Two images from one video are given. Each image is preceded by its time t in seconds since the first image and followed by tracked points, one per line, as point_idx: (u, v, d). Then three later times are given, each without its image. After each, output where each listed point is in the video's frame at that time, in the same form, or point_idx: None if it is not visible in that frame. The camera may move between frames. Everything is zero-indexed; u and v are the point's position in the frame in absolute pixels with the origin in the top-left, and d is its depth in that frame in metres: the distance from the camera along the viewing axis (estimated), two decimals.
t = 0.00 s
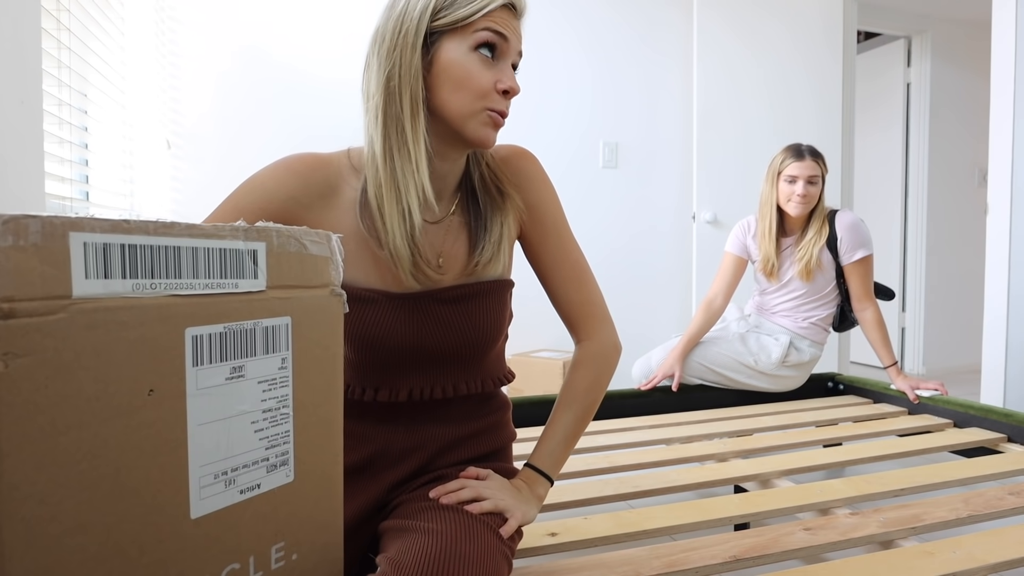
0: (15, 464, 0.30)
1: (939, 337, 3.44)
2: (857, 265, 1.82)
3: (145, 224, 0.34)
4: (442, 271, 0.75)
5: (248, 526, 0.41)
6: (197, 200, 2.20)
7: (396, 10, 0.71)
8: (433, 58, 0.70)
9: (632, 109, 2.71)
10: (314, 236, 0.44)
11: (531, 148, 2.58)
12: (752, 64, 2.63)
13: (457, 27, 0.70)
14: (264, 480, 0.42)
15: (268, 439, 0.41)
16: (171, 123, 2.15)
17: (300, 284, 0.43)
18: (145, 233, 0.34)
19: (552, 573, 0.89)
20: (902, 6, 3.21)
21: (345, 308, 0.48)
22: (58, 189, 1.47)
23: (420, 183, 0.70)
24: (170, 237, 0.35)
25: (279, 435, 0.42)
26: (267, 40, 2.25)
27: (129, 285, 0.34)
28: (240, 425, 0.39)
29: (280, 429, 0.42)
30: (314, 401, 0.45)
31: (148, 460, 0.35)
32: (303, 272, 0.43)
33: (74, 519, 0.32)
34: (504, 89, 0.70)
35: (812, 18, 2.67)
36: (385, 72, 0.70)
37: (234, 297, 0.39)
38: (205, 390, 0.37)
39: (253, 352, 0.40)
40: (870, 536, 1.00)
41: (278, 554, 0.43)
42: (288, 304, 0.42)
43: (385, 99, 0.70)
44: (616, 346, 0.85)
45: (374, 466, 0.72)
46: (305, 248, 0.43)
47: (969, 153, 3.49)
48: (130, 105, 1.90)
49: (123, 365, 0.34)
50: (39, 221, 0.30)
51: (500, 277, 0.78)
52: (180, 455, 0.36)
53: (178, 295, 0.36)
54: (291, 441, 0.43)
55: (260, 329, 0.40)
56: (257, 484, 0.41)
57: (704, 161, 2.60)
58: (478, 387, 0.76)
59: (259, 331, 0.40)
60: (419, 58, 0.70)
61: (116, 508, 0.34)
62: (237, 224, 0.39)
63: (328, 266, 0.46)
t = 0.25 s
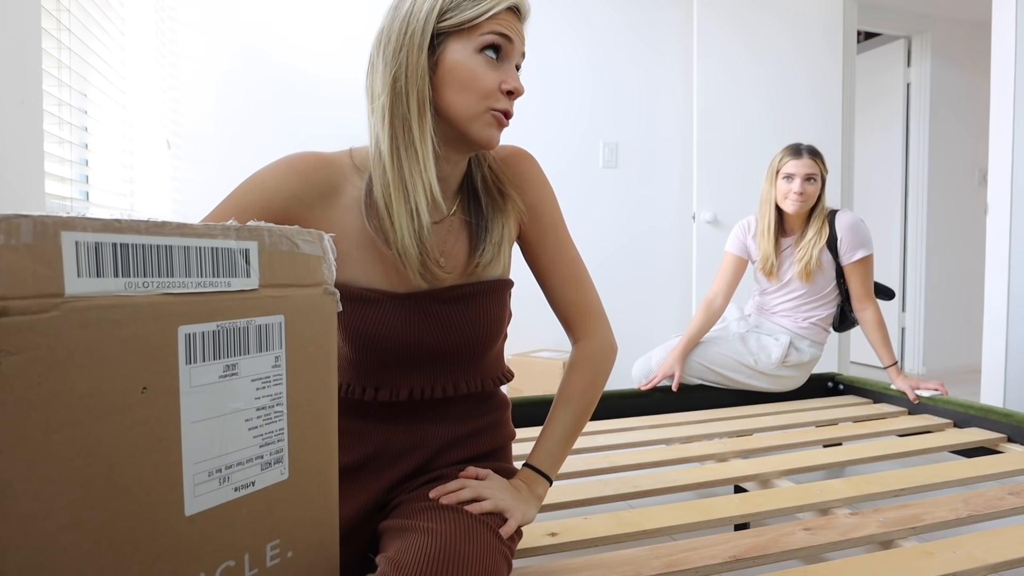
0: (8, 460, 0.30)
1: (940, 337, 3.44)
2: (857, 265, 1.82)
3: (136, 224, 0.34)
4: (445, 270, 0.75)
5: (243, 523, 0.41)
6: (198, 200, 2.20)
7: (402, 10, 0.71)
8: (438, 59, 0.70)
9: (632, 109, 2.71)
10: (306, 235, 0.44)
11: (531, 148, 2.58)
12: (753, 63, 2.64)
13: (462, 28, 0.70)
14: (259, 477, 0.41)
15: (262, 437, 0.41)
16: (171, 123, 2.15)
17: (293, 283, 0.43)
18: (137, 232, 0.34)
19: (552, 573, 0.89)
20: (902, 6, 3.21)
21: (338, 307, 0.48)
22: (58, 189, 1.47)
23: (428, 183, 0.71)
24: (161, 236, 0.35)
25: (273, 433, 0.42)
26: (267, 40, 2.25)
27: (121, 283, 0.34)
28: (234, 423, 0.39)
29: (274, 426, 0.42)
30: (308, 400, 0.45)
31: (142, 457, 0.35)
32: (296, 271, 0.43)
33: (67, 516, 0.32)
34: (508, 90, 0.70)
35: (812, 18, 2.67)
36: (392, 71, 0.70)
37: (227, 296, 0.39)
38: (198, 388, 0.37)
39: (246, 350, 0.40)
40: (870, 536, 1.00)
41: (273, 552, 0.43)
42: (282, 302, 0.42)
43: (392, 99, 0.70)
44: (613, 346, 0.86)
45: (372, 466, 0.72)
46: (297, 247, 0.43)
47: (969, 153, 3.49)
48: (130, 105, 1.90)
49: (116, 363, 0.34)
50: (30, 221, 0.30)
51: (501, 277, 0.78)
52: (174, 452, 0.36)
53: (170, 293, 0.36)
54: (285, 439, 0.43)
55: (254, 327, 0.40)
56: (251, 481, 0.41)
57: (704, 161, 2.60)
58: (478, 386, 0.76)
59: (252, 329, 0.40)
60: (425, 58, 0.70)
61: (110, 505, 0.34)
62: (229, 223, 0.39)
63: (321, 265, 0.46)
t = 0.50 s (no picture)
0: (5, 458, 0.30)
1: (940, 337, 3.44)
2: (858, 265, 1.82)
3: (129, 223, 0.34)
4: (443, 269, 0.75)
5: (238, 521, 0.41)
6: (198, 200, 2.21)
7: (401, 10, 0.71)
8: (437, 59, 0.70)
9: (632, 109, 2.71)
10: (300, 235, 0.44)
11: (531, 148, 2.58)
12: (752, 63, 2.64)
13: (461, 29, 0.70)
14: (254, 475, 0.42)
15: (257, 435, 0.42)
16: (171, 123, 2.15)
17: (287, 282, 0.43)
18: (129, 232, 0.34)
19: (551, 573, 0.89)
20: (902, 6, 3.21)
21: (332, 306, 0.48)
22: (58, 189, 1.47)
23: (427, 184, 0.71)
24: (153, 235, 0.35)
25: (267, 431, 0.42)
26: (267, 40, 2.26)
27: (114, 282, 0.34)
28: (228, 421, 0.39)
29: (269, 424, 0.42)
30: (303, 398, 0.45)
31: (137, 456, 0.35)
32: (289, 270, 0.44)
33: (62, 514, 0.33)
34: (507, 90, 0.71)
35: (812, 18, 2.67)
36: (391, 71, 0.70)
37: (220, 294, 0.39)
38: (192, 386, 0.37)
39: (240, 349, 0.40)
40: (869, 536, 1.00)
41: (270, 550, 0.44)
42: (275, 301, 0.42)
43: (391, 99, 0.70)
44: (612, 345, 0.86)
45: (371, 466, 0.72)
46: (291, 246, 0.43)
47: (969, 153, 3.48)
48: (130, 105, 1.91)
49: (110, 361, 0.34)
50: (23, 221, 0.30)
51: (499, 276, 0.78)
52: (168, 450, 0.36)
53: (163, 292, 0.36)
54: (280, 437, 0.43)
55: (247, 326, 0.40)
56: (246, 479, 0.41)
57: (704, 162, 2.60)
58: (477, 385, 0.76)
59: (246, 327, 0.40)
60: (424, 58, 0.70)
61: (105, 503, 0.34)
62: (221, 223, 0.39)
63: (314, 264, 0.46)
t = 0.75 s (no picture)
0: (11, 459, 0.30)
1: (940, 337, 3.44)
2: (858, 265, 1.82)
3: (137, 224, 0.34)
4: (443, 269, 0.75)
5: (244, 523, 0.41)
6: (198, 200, 2.20)
7: (410, 9, 0.70)
8: (447, 62, 0.70)
9: (632, 109, 2.71)
10: (307, 235, 0.44)
11: (531, 148, 2.58)
12: (753, 63, 2.64)
13: (473, 34, 0.70)
14: (260, 477, 0.41)
15: (263, 437, 0.41)
16: (171, 123, 2.15)
17: (294, 283, 0.43)
18: (138, 233, 0.34)
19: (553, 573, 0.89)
20: (902, 6, 3.22)
21: (339, 308, 0.48)
22: (58, 189, 1.47)
23: (435, 185, 0.70)
24: (162, 236, 0.35)
25: (274, 433, 0.42)
26: (267, 40, 2.25)
27: (124, 283, 0.34)
28: (235, 423, 0.39)
29: (275, 426, 0.42)
30: (309, 400, 0.45)
31: (143, 458, 0.35)
32: (296, 271, 0.43)
33: (68, 516, 0.32)
34: (510, 98, 0.72)
35: (813, 18, 2.67)
36: (400, 71, 0.69)
37: (228, 295, 0.38)
38: (199, 387, 0.37)
39: (247, 350, 0.40)
40: (870, 536, 1.00)
41: (275, 552, 0.43)
42: (283, 302, 0.42)
43: (399, 99, 0.69)
44: (607, 343, 0.86)
45: (372, 466, 0.72)
46: (298, 247, 0.43)
47: (969, 152, 3.49)
48: (130, 105, 1.90)
49: (118, 362, 0.34)
50: (31, 221, 0.30)
51: (497, 274, 0.78)
52: (175, 452, 0.36)
53: (171, 292, 0.36)
54: (287, 439, 0.43)
55: (255, 327, 0.40)
56: (253, 481, 0.41)
57: (704, 162, 2.60)
58: (476, 384, 0.76)
59: (254, 329, 0.40)
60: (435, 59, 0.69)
61: (112, 504, 0.34)
62: (229, 224, 0.39)
63: (321, 265, 0.46)
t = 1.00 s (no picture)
0: (11, 459, 0.30)
1: (940, 337, 3.44)
2: (858, 265, 1.82)
3: (139, 224, 0.34)
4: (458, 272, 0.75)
5: (245, 524, 0.41)
6: (198, 200, 2.20)
7: (438, 13, 0.69)
8: (473, 70, 0.70)
9: (632, 109, 2.71)
10: (309, 235, 0.44)
11: (531, 147, 2.58)
12: (752, 63, 2.64)
13: (499, 47, 0.71)
14: (262, 478, 0.41)
15: (265, 438, 0.41)
16: (171, 123, 2.15)
17: (296, 283, 0.43)
18: (140, 233, 0.34)
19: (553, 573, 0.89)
20: (902, 6, 3.21)
21: (341, 308, 0.48)
22: (58, 189, 1.46)
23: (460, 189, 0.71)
24: (163, 236, 0.35)
25: (275, 434, 0.42)
26: (267, 40, 2.25)
27: (125, 284, 0.34)
28: (237, 424, 0.39)
29: (277, 427, 0.42)
30: (311, 401, 0.45)
31: (144, 459, 0.35)
32: (298, 272, 0.43)
33: (70, 517, 0.32)
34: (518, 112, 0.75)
35: (812, 18, 2.67)
36: (431, 77, 0.68)
37: (230, 296, 0.38)
38: (200, 389, 0.37)
39: (249, 351, 0.40)
40: (870, 536, 1.00)
41: (276, 553, 0.43)
42: (284, 303, 0.42)
43: (428, 103, 0.68)
44: (604, 342, 0.86)
45: (373, 465, 0.72)
46: (300, 247, 0.43)
47: (969, 152, 3.49)
48: (130, 105, 1.90)
49: (120, 363, 0.34)
50: (33, 222, 0.30)
51: (495, 271, 0.78)
52: (176, 453, 0.36)
53: (173, 293, 0.35)
54: (288, 440, 0.43)
55: (257, 328, 0.40)
56: (254, 482, 0.41)
57: (704, 162, 2.60)
58: (476, 382, 0.76)
59: (255, 329, 0.40)
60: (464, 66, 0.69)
61: (113, 506, 0.34)
62: (230, 224, 0.39)
63: (323, 265, 0.46)
